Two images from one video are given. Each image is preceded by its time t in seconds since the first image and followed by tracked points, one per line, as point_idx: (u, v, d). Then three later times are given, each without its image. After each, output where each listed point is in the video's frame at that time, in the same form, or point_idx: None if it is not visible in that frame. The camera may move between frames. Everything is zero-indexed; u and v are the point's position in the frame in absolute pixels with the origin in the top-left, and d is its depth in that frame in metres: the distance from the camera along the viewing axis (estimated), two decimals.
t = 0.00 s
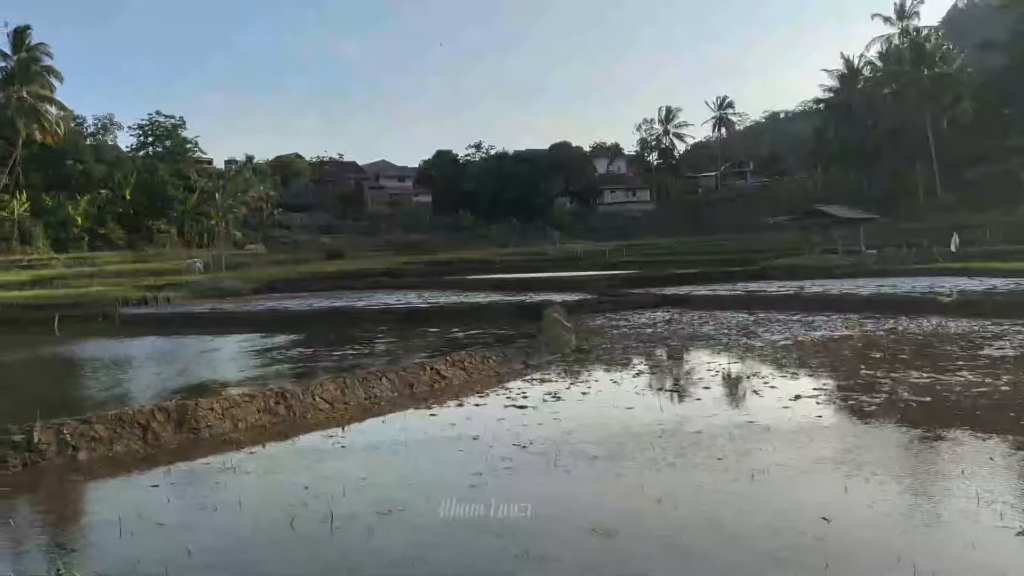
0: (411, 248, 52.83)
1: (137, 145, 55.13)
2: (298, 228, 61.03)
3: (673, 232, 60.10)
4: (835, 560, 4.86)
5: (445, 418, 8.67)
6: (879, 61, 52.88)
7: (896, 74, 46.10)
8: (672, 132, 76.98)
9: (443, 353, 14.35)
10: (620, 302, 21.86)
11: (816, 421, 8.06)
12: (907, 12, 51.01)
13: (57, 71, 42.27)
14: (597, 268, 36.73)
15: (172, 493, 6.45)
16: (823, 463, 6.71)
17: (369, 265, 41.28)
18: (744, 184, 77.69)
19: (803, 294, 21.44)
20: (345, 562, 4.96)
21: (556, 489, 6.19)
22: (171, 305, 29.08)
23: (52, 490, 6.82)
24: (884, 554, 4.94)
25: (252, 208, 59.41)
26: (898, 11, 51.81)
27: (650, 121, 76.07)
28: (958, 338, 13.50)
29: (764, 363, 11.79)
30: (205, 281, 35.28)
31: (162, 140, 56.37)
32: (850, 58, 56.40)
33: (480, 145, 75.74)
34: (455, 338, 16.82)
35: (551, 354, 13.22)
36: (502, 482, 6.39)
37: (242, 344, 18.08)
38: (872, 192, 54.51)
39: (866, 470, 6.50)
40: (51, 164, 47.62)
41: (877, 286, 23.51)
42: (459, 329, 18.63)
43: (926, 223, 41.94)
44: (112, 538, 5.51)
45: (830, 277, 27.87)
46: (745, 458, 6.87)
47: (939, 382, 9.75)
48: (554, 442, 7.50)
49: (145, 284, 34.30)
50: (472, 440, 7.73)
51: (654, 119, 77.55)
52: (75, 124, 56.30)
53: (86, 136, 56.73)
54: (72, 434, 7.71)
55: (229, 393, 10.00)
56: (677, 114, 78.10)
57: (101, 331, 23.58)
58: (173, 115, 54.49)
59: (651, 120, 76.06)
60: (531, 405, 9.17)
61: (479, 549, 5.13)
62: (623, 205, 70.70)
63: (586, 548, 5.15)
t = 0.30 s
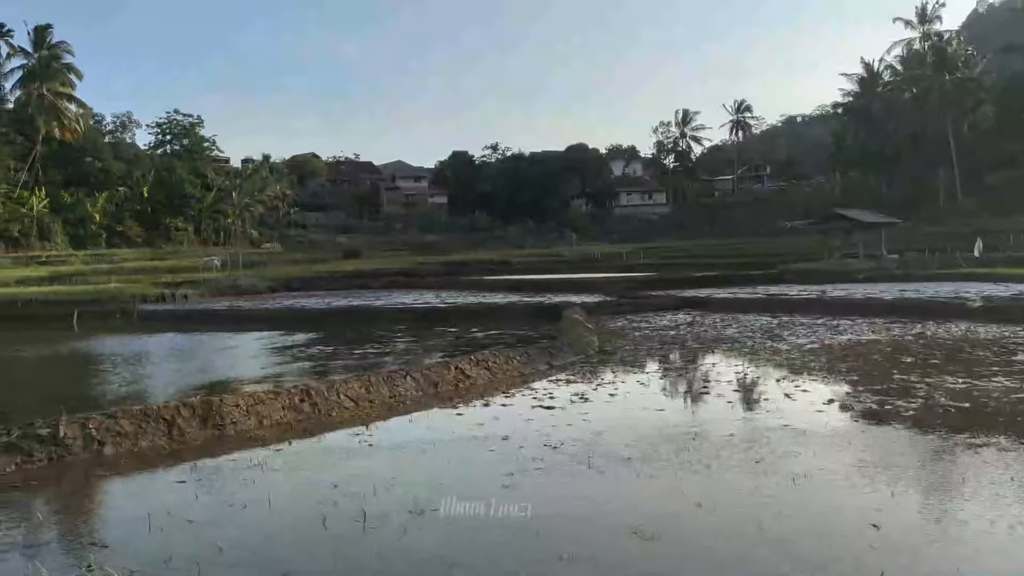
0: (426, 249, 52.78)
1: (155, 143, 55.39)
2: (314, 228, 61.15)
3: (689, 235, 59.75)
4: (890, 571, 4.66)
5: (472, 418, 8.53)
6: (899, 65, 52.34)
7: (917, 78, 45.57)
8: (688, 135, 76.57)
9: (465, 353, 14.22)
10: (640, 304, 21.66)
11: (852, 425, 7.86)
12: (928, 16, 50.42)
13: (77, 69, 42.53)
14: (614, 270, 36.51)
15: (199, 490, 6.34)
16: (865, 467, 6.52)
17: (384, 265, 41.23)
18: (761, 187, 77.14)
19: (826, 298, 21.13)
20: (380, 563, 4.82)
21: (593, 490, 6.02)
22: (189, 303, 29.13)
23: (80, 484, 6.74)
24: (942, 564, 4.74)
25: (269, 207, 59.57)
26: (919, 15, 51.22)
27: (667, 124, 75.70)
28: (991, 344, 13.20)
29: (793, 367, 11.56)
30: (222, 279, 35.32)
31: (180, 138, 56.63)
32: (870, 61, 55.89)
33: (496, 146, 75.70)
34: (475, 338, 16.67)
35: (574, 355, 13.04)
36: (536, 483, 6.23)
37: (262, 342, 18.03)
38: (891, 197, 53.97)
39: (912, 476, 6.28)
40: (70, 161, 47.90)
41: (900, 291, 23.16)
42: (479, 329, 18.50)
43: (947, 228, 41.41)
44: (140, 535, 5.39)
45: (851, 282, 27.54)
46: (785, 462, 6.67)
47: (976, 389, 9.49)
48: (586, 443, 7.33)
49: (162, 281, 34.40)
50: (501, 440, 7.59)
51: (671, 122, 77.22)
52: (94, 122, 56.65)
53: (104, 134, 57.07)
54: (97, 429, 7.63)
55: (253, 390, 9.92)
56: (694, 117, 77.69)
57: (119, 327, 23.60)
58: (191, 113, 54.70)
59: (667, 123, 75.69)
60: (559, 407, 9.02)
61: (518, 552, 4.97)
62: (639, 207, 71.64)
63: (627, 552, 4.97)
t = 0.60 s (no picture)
0: (435, 249, 52.82)
1: (165, 139, 55.49)
2: (323, 226, 61.23)
3: (698, 240, 59.68)
4: None
5: (492, 424, 8.40)
6: (912, 73, 52.14)
7: (931, 87, 45.36)
8: (698, 140, 76.43)
9: (479, 356, 14.10)
10: (653, 310, 21.49)
11: (882, 439, 7.70)
12: (942, 24, 50.18)
13: (90, 63, 42.59)
14: (624, 274, 36.43)
15: (219, 495, 6.20)
16: (902, 484, 6.34)
17: (393, 265, 41.11)
18: (771, 193, 76.85)
19: (840, 307, 20.97)
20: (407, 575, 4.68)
21: (625, 505, 5.86)
22: (198, 299, 29.03)
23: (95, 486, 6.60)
24: None
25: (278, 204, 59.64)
26: (933, 22, 50.99)
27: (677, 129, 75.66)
28: (1013, 356, 13.01)
29: (813, 377, 11.39)
30: (232, 276, 35.31)
31: (190, 134, 56.71)
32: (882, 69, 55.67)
33: (506, 147, 75.71)
34: (489, 340, 16.56)
35: (591, 360, 12.91)
36: (564, 495, 6.08)
37: (274, 341, 17.92)
38: (901, 206, 53.74)
39: (950, 494, 6.10)
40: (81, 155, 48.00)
41: (915, 300, 22.97)
42: (492, 331, 18.36)
43: (958, 237, 41.21)
44: (159, 543, 5.26)
45: (865, 291, 27.30)
46: (818, 477, 6.50)
47: (1005, 404, 9.29)
48: (611, 454, 7.18)
49: (171, 277, 34.32)
50: (524, 448, 7.44)
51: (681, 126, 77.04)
52: (105, 117, 56.81)
53: (115, 129, 57.14)
54: (113, 429, 7.50)
55: (269, 392, 9.79)
56: (704, 121, 77.59)
57: (130, 322, 23.61)
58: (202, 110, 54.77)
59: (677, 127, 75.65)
60: (580, 415, 8.89)
61: (549, 566, 4.84)
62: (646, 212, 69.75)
63: (660, 568, 4.84)
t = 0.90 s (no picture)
0: (439, 249, 52.77)
1: (170, 138, 55.49)
2: (327, 225, 61.19)
3: (702, 241, 59.55)
4: None
5: (508, 429, 8.29)
6: (918, 75, 52.00)
7: (937, 89, 45.18)
8: (703, 141, 76.34)
9: (491, 358, 14.00)
10: (661, 312, 21.35)
11: (906, 446, 7.57)
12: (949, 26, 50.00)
13: (95, 61, 42.63)
14: (629, 275, 36.35)
15: (234, 501, 6.08)
16: (931, 492, 6.21)
17: (398, 265, 41.00)
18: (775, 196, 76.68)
19: (851, 310, 20.83)
20: None
21: (649, 512, 5.74)
22: (203, 298, 28.94)
23: (109, 489, 6.53)
24: None
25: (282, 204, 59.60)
26: (940, 24, 50.82)
27: (682, 130, 75.59)
28: None
29: (829, 382, 11.26)
30: (237, 275, 35.27)
31: (195, 132, 56.73)
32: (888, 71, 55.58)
33: (511, 148, 75.66)
34: (498, 342, 16.46)
35: (603, 362, 12.79)
36: (585, 503, 5.95)
37: (283, 341, 17.85)
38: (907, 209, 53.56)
39: (982, 503, 5.96)
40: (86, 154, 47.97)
41: (925, 304, 22.84)
42: (501, 333, 18.25)
43: (965, 240, 41.05)
44: (177, 549, 5.16)
45: (874, 294, 27.14)
46: (844, 484, 6.37)
47: None
48: (631, 461, 7.05)
49: (176, 276, 34.26)
50: (541, 454, 7.30)
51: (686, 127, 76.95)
52: (110, 115, 56.85)
53: (120, 127, 57.15)
54: (126, 431, 7.40)
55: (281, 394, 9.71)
56: (709, 122, 77.50)
57: (136, 321, 23.56)
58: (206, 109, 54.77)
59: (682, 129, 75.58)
60: (596, 419, 8.79)
61: None
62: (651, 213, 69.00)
63: None
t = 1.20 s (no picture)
0: (442, 248, 52.62)
1: (173, 137, 55.39)
2: (330, 225, 61.06)
3: (706, 240, 59.34)
4: None
5: (525, 428, 8.13)
6: (922, 75, 51.85)
7: (942, 88, 44.95)
8: (706, 141, 76.18)
9: (501, 357, 13.84)
10: (670, 311, 21.17)
11: (935, 446, 7.40)
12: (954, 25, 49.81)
13: (100, 60, 42.58)
14: (635, 275, 36.17)
15: (250, 501, 5.92)
16: (968, 493, 6.03)
17: (402, 265, 40.84)
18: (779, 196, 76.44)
19: (861, 309, 20.64)
20: None
21: (677, 513, 5.58)
22: (208, 297, 28.83)
23: (122, 488, 6.38)
24: None
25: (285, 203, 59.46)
26: (944, 23, 50.64)
27: (685, 130, 75.42)
28: None
29: (846, 381, 11.10)
30: (241, 275, 35.11)
31: (199, 131, 56.63)
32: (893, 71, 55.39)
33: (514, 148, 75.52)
34: (508, 341, 16.30)
35: (616, 361, 12.63)
36: (610, 503, 5.79)
37: (291, 340, 17.72)
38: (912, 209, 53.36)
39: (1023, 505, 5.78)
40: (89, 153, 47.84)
41: (935, 303, 22.66)
42: (509, 332, 18.09)
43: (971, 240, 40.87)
44: (194, 550, 5.01)
45: (882, 294, 26.93)
46: (878, 485, 6.19)
47: None
48: (655, 462, 6.88)
49: (180, 275, 34.15)
50: (561, 454, 7.15)
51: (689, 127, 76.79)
52: (113, 114, 56.73)
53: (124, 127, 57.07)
54: (138, 430, 7.25)
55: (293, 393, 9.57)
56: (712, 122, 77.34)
57: (141, 320, 23.40)
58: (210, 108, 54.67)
59: (685, 129, 75.42)
60: (614, 418, 8.62)
61: None
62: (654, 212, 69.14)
63: None
